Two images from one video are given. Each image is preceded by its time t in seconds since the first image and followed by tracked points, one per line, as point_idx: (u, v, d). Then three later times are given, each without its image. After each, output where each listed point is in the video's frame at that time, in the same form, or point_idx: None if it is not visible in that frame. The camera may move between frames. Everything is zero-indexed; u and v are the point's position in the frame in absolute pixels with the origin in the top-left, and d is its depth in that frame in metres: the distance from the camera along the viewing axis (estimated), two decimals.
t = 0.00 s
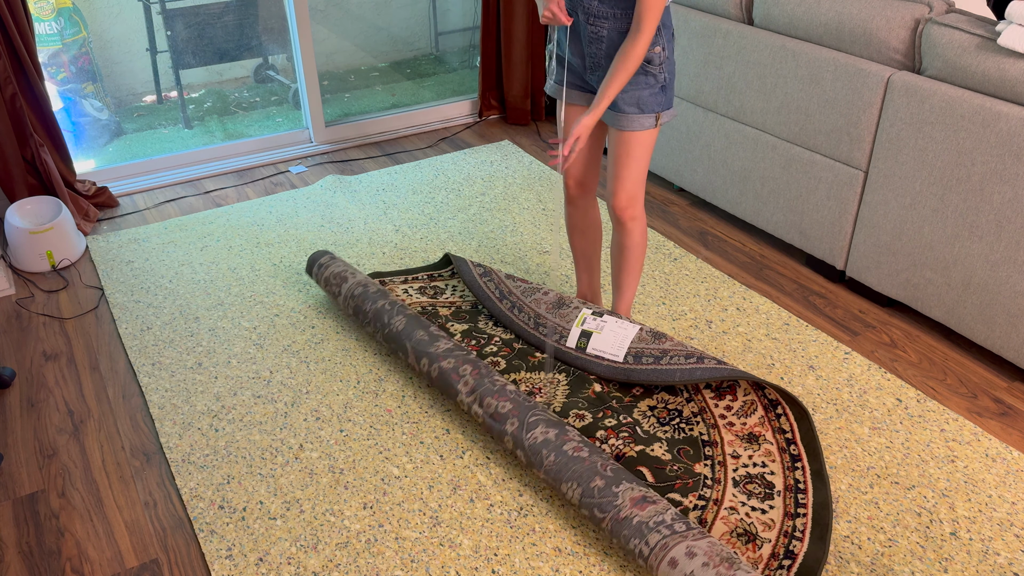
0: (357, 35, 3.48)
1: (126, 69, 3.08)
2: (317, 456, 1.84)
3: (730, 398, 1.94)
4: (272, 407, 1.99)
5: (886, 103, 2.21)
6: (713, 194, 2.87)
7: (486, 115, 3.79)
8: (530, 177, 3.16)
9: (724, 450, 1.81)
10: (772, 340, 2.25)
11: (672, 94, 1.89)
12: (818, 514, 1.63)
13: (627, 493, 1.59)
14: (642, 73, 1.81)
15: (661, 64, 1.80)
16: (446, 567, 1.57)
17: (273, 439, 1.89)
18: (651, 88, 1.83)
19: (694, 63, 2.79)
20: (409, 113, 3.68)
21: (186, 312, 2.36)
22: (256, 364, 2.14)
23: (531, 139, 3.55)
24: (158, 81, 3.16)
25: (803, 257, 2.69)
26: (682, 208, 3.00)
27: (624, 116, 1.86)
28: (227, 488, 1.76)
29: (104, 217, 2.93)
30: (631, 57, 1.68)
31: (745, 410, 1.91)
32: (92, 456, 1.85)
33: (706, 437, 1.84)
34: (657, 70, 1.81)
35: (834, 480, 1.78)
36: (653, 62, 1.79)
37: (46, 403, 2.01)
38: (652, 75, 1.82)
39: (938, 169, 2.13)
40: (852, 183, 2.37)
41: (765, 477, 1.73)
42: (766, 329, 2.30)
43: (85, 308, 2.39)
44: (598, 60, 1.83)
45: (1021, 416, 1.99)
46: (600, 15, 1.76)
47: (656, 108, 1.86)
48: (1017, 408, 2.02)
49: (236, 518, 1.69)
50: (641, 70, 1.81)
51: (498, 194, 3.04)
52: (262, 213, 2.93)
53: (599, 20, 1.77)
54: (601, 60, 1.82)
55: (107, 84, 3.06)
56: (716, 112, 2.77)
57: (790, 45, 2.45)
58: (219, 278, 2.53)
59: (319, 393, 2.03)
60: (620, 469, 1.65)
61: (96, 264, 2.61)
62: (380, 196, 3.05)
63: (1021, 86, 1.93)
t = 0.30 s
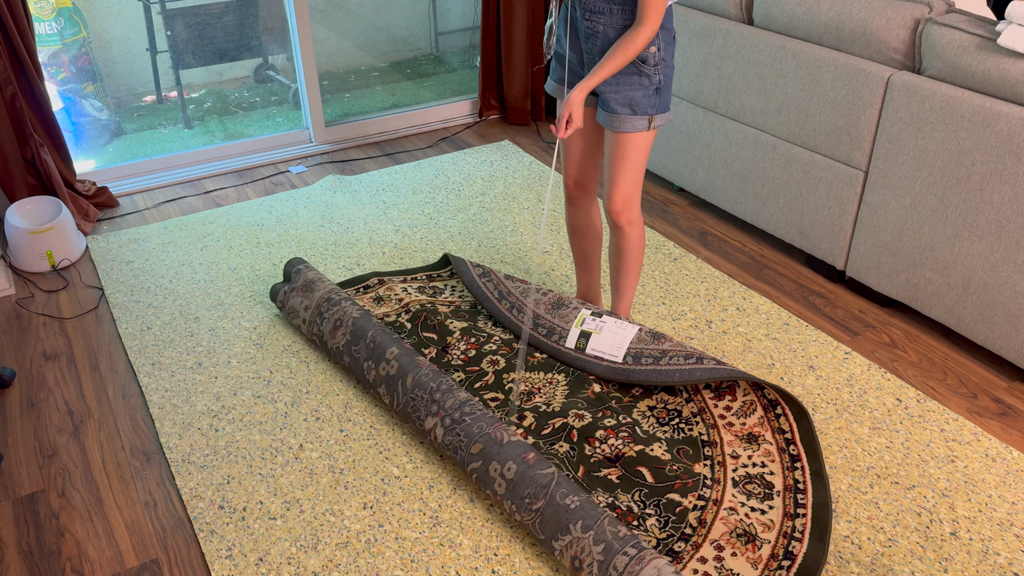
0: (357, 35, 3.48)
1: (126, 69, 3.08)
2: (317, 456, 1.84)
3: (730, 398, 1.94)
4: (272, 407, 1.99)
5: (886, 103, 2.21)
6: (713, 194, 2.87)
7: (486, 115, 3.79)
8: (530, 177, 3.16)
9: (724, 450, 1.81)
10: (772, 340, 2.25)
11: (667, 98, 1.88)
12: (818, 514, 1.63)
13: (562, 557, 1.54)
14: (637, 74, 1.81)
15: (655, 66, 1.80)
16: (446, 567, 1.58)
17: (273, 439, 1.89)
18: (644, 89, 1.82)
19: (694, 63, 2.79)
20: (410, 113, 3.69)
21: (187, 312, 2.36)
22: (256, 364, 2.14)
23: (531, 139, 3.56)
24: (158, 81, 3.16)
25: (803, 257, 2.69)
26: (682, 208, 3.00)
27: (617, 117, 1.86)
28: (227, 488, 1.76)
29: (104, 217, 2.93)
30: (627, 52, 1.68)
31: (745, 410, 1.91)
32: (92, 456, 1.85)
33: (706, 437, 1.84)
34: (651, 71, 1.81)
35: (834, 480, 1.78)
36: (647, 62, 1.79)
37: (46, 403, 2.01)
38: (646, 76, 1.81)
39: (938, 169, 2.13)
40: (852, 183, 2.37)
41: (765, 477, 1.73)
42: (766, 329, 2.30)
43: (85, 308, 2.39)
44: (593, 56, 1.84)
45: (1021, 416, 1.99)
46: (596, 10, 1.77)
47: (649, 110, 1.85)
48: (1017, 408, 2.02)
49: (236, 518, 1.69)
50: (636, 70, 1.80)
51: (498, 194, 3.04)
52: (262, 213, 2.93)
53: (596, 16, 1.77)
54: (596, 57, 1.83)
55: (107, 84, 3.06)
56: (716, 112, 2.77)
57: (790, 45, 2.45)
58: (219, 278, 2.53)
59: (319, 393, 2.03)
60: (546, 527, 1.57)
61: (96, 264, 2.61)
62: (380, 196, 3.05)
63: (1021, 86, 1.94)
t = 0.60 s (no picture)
0: (357, 35, 3.48)
1: (126, 69, 3.08)
2: (317, 456, 1.84)
3: (729, 398, 1.94)
4: (272, 407, 1.99)
5: (886, 103, 2.21)
6: (713, 193, 2.87)
7: (486, 115, 3.79)
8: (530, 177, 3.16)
9: (724, 450, 1.81)
10: (772, 340, 2.25)
11: (666, 99, 1.88)
12: (818, 514, 1.63)
13: None
14: (637, 74, 1.81)
15: (655, 66, 1.81)
16: (446, 567, 1.58)
17: (273, 439, 1.89)
18: (644, 89, 1.82)
19: (694, 63, 2.79)
20: (410, 113, 3.69)
21: (187, 312, 2.36)
22: (256, 365, 2.14)
23: (532, 139, 3.56)
24: (157, 81, 3.16)
25: (803, 257, 2.69)
26: (682, 208, 3.00)
27: (617, 117, 1.85)
28: (227, 488, 1.76)
29: (104, 217, 2.93)
30: (648, 36, 1.69)
31: (745, 410, 1.91)
32: (92, 456, 1.85)
33: (706, 438, 1.84)
34: (650, 72, 1.81)
35: (834, 480, 1.78)
36: (647, 62, 1.79)
37: (46, 402, 2.01)
38: (645, 76, 1.81)
39: (938, 169, 2.13)
40: (852, 183, 2.37)
41: (765, 477, 1.73)
42: (766, 329, 2.30)
43: (85, 308, 2.39)
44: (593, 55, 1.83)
45: (1021, 416, 1.99)
46: (597, 8, 1.77)
47: (648, 110, 1.85)
48: (1017, 408, 2.02)
49: (236, 518, 1.69)
50: (636, 69, 1.80)
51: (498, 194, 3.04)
52: (262, 213, 2.93)
53: (597, 14, 1.78)
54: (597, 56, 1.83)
55: (107, 84, 3.06)
56: (716, 112, 2.77)
57: (790, 45, 2.45)
58: (219, 278, 2.53)
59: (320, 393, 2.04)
60: None
61: (97, 264, 2.61)
62: (380, 196, 3.05)
63: (1021, 86, 1.94)
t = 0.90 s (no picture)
0: (357, 35, 3.48)
1: (126, 69, 3.08)
2: (317, 456, 1.84)
3: (729, 397, 1.94)
4: (272, 408, 1.99)
5: (886, 103, 2.21)
6: (713, 193, 2.87)
7: (486, 115, 3.79)
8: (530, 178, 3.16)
9: (724, 450, 1.81)
10: (772, 340, 2.25)
11: (655, 99, 1.87)
12: (818, 514, 1.63)
13: None
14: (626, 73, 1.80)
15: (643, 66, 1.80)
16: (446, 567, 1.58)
17: (274, 439, 1.89)
18: (632, 88, 1.82)
19: (694, 63, 2.79)
20: (410, 113, 3.69)
21: (187, 312, 2.37)
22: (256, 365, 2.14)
23: (532, 139, 3.56)
24: (157, 81, 3.16)
25: (803, 257, 2.69)
26: (682, 208, 3.00)
27: (605, 116, 1.85)
28: (227, 488, 1.77)
29: (104, 217, 2.93)
30: (644, 35, 1.71)
31: (745, 409, 1.91)
32: (92, 456, 1.85)
33: (706, 438, 1.84)
34: (639, 72, 1.80)
35: (834, 480, 1.78)
36: (636, 61, 1.78)
37: (46, 402, 2.01)
38: (633, 75, 1.80)
39: (938, 169, 2.13)
40: (852, 183, 2.37)
41: (765, 477, 1.73)
42: (766, 329, 2.30)
43: (85, 308, 2.39)
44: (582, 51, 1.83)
45: (1021, 416, 1.99)
46: (587, 4, 1.77)
47: (636, 109, 1.84)
48: (1017, 408, 2.02)
49: (236, 518, 1.69)
50: (624, 68, 1.79)
51: (498, 195, 3.04)
52: (262, 214, 2.93)
53: (587, 10, 1.77)
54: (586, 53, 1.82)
55: (107, 84, 3.06)
56: (716, 112, 2.77)
57: (790, 45, 2.45)
58: (219, 278, 2.53)
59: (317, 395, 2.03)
60: None
61: (97, 264, 2.61)
62: (380, 196, 3.05)
63: (1021, 86, 1.93)
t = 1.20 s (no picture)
0: (357, 35, 3.48)
1: (125, 69, 3.08)
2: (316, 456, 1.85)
3: (728, 397, 1.94)
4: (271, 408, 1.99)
5: (886, 103, 2.21)
6: (713, 194, 2.87)
7: (486, 115, 3.79)
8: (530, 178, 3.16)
9: (724, 450, 1.81)
10: (772, 340, 2.25)
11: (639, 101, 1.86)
12: (818, 514, 1.63)
13: None
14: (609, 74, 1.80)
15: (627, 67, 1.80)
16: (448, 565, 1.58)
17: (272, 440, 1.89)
18: (615, 88, 1.81)
19: (694, 63, 2.79)
20: (410, 113, 3.69)
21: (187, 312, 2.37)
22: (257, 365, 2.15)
23: (532, 139, 3.55)
24: (158, 81, 3.16)
25: (803, 257, 2.69)
26: (682, 208, 3.00)
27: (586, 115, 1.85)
28: (227, 488, 1.77)
29: (104, 217, 2.93)
30: (633, 36, 1.71)
31: (744, 409, 1.91)
32: (92, 456, 1.85)
33: (705, 437, 1.85)
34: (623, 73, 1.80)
35: (834, 480, 1.78)
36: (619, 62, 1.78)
37: (46, 403, 2.01)
38: (616, 74, 1.80)
39: (938, 169, 2.13)
40: (852, 183, 2.37)
41: (765, 477, 1.73)
42: (766, 329, 2.30)
43: (85, 308, 2.39)
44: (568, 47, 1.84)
45: (1021, 416, 1.99)
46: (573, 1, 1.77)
47: (617, 109, 1.83)
48: (1017, 408, 2.02)
49: (236, 518, 1.69)
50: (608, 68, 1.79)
51: (498, 195, 3.04)
52: (262, 213, 2.93)
53: (573, 7, 1.78)
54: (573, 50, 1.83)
55: (107, 84, 3.06)
56: (716, 112, 2.77)
57: (790, 45, 2.45)
58: (219, 278, 2.53)
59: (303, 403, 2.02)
60: None
61: (97, 264, 2.61)
62: (380, 196, 3.05)
63: (1021, 86, 1.94)
